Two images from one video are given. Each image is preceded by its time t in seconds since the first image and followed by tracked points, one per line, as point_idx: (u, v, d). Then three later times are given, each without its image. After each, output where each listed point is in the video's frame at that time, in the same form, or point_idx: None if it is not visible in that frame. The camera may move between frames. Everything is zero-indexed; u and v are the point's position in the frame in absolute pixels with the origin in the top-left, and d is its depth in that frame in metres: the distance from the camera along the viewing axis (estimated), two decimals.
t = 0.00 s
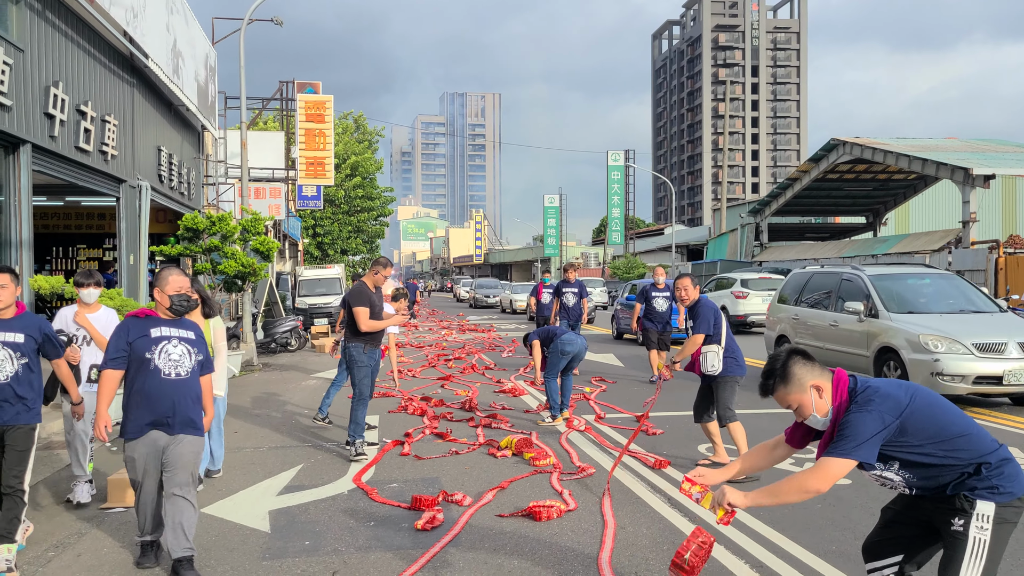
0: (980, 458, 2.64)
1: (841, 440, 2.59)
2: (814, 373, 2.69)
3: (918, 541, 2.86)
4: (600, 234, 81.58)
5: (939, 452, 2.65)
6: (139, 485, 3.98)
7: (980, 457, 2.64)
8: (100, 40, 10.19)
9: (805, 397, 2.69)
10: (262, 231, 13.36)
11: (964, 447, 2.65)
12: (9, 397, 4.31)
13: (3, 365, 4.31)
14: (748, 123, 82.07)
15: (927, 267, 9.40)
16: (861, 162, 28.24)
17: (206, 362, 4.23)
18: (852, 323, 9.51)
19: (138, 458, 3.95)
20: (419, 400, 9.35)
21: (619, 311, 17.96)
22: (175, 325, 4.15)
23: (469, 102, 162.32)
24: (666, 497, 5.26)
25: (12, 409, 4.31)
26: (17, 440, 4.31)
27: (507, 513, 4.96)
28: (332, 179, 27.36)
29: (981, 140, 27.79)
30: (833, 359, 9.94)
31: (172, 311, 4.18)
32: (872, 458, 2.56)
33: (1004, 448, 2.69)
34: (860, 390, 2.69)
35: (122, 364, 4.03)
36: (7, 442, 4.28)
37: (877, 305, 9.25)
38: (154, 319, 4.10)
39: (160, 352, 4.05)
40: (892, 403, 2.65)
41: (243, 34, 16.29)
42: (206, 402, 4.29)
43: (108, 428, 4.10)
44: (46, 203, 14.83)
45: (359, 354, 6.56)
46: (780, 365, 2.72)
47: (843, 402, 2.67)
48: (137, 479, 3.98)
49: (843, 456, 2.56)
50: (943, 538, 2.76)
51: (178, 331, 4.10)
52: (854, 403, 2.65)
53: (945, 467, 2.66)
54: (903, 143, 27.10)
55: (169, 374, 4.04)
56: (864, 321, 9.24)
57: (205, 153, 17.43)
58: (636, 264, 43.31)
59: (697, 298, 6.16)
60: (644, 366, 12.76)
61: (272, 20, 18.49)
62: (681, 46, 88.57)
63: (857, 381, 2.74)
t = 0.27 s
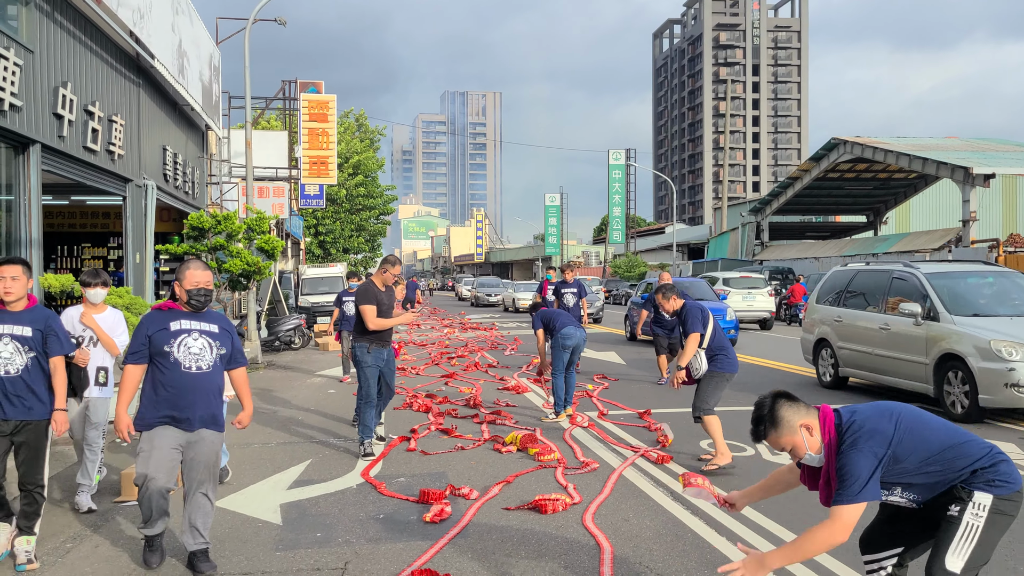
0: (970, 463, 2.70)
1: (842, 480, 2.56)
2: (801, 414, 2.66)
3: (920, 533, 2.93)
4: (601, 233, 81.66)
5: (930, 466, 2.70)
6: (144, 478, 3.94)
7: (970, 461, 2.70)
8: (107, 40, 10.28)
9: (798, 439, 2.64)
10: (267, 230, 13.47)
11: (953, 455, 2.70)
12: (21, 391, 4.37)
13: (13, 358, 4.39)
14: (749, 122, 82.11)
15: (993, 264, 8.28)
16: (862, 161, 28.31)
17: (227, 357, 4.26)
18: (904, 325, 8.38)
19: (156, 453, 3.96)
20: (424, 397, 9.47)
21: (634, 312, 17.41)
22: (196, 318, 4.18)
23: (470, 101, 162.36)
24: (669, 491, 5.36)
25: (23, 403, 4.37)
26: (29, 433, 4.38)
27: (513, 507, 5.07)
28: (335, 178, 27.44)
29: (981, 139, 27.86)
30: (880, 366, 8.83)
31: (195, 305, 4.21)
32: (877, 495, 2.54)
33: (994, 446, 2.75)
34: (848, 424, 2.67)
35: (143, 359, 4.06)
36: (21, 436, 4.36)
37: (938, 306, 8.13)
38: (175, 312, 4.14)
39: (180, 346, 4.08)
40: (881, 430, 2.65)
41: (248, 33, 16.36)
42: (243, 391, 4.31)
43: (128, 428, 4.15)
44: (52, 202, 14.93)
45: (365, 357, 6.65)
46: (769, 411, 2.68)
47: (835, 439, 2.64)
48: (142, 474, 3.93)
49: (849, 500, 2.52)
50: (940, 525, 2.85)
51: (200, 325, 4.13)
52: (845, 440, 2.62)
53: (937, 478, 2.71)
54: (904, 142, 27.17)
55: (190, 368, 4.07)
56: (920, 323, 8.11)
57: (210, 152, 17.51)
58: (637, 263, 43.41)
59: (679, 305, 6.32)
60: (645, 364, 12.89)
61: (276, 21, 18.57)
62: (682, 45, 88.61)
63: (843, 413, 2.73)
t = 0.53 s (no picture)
0: (952, 501, 2.72)
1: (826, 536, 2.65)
2: (781, 472, 2.75)
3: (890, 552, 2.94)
4: (601, 231, 81.71)
5: (915, 509, 2.72)
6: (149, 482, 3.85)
7: (951, 498, 2.72)
8: (110, 39, 10.35)
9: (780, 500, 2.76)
10: (269, 227, 13.57)
11: (935, 494, 2.72)
12: (12, 396, 4.39)
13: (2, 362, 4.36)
14: (750, 120, 82.10)
15: None
16: (862, 159, 28.34)
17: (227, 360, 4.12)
18: (969, 330, 7.64)
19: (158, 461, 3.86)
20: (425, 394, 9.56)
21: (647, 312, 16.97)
22: (192, 321, 4.05)
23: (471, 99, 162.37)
24: (667, 484, 5.45)
25: (18, 408, 4.39)
26: (22, 438, 4.40)
27: (512, 500, 5.15)
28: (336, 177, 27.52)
29: (981, 137, 27.88)
30: (940, 373, 8.07)
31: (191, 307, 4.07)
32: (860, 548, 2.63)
33: (976, 479, 2.79)
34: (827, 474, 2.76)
35: (140, 365, 4.01)
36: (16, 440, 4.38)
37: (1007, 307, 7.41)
38: (169, 317, 4.02)
39: (175, 351, 3.97)
40: (860, 477, 2.71)
41: (249, 32, 16.42)
42: (263, 384, 4.23)
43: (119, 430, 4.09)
44: (54, 200, 15.02)
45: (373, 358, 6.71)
46: (753, 473, 2.77)
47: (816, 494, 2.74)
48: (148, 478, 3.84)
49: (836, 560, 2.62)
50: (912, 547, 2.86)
51: (195, 329, 4.00)
52: (823, 495, 2.70)
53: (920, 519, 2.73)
54: (904, 140, 27.19)
55: (185, 373, 3.97)
56: (988, 327, 7.41)
57: (211, 150, 17.58)
58: (637, 261, 43.50)
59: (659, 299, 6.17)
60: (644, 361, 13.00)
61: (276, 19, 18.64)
62: (683, 43, 88.65)
63: (822, 465, 2.81)
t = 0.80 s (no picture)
0: (930, 483, 2.80)
1: (813, 502, 2.67)
2: (767, 441, 2.77)
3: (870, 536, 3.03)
4: (602, 229, 81.71)
5: (893, 486, 2.78)
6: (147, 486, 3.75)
7: (930, 480, 2.80)
8: (113, 38, 10.40)
9: (763, 467, 2.76)
10: (271, 225, 13.64)
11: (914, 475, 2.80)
12: None
13: None
14: (751, 118, 82.03)
15: None
16: (864, 157, 28.35)
17: (221, 355, 3.94)
18: None
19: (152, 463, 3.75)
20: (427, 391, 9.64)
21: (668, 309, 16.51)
22: (183, 317, 3.87)
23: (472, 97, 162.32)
24: (665, 478, 5.52)
25: None
26: None
27: (513, 495, 5.22)
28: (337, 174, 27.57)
29: (982, 135, 27.89)
30: (1016, 386, 7.17)
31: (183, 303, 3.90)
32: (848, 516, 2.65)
33: (951, 468, 2.88)
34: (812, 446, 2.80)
35: (132, 364, 3.86)
36: None
37: None
38: (159, 312, 3.85)
39: (164, 348, 3.80)
40: (845, 451, 2.76)
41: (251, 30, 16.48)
42: (243, 388, 4.08)
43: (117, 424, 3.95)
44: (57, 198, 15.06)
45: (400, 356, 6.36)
46: (742, 438, 2.78)
47: (800, 465, 2.77)
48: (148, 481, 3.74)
49: (829, 525, 2.61)
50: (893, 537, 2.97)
51: (186, 323, 3.83)
52: (807, 464, 2.74)
53: (901, 498, 2.80)
54: (905, 138, 27.20)
55: (176, 371, 3.79)
56: None
57: (213, 148, 17.62)
58: (638, 259, 43.54)
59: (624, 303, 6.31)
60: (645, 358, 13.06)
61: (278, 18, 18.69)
62: (685, 41, 88.60)
63: (806, 441, 2.84)
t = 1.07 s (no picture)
0: (904, 434, 2.94)
1: (801, 424, 2.78)
2: (755, 371, 2.88)
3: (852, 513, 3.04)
4: (600, 226, 81.81)
5: (870, 430, 2.92)
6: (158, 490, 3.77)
7: (903, 428, 2.95)
8: (113, 36, 10.45)
9: (750, 394, 2.86)
10: (270, 223, 13.72)
11: (892, 423, 2.94)
12: None
13: None
14: (749, 115, 82.11)
15: None
16: (861, 155, 28.43)
17: (229, 359, 3.95)
18: None
19: (162, 467, 3.77)
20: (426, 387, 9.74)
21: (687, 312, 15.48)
22: (193, 319, 3.89)
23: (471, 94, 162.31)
24: (661, 473, 5.62)
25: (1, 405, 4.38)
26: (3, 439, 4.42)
27: (511, 488, 5.31)
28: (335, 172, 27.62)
29: (979, 133, 27.98)
30: None
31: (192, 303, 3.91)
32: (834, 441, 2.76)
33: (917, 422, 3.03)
34: (796, 382, 2.93)
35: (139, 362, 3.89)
36: None
37: None
38: (169, 313, 3.89)
39: (173, 349, 3.82)
40: (831, 387, 2.90)
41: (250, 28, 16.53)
42: (254, 392, 4.01)
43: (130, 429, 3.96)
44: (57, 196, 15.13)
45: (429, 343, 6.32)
46: (732, 364, 2.87)
47: (786, 397, 2.88)
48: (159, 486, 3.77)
49: (815, 443, 2.72)
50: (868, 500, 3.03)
51: (195, 326, 3.85)
52: (792, 395, 2.86)
53: (878, 442, 2.93)
54: (902, 135, 27.29)
55: (182, 374, 3.81)
56: None
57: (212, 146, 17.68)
58: (636, 256, 43.64)
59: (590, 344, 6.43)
60: (642, 354, 13.19)
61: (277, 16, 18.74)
62: (683, 38, 88.69)
63: (789, 378, 2.96)
